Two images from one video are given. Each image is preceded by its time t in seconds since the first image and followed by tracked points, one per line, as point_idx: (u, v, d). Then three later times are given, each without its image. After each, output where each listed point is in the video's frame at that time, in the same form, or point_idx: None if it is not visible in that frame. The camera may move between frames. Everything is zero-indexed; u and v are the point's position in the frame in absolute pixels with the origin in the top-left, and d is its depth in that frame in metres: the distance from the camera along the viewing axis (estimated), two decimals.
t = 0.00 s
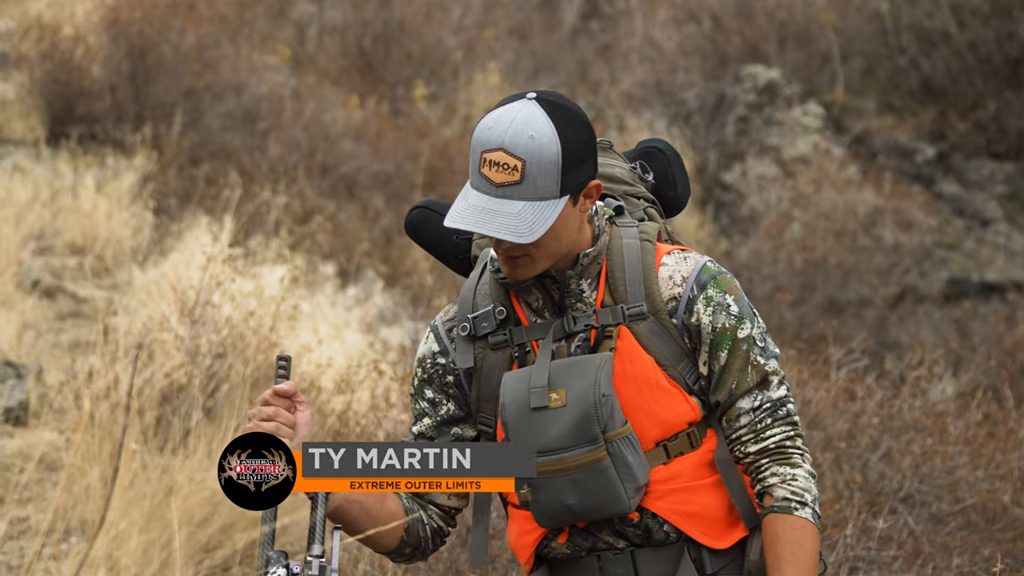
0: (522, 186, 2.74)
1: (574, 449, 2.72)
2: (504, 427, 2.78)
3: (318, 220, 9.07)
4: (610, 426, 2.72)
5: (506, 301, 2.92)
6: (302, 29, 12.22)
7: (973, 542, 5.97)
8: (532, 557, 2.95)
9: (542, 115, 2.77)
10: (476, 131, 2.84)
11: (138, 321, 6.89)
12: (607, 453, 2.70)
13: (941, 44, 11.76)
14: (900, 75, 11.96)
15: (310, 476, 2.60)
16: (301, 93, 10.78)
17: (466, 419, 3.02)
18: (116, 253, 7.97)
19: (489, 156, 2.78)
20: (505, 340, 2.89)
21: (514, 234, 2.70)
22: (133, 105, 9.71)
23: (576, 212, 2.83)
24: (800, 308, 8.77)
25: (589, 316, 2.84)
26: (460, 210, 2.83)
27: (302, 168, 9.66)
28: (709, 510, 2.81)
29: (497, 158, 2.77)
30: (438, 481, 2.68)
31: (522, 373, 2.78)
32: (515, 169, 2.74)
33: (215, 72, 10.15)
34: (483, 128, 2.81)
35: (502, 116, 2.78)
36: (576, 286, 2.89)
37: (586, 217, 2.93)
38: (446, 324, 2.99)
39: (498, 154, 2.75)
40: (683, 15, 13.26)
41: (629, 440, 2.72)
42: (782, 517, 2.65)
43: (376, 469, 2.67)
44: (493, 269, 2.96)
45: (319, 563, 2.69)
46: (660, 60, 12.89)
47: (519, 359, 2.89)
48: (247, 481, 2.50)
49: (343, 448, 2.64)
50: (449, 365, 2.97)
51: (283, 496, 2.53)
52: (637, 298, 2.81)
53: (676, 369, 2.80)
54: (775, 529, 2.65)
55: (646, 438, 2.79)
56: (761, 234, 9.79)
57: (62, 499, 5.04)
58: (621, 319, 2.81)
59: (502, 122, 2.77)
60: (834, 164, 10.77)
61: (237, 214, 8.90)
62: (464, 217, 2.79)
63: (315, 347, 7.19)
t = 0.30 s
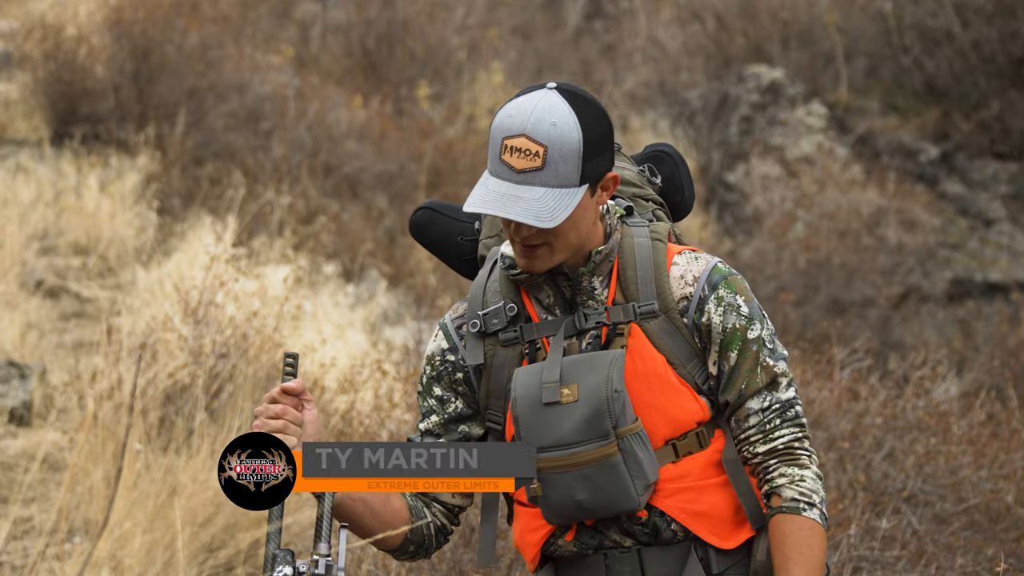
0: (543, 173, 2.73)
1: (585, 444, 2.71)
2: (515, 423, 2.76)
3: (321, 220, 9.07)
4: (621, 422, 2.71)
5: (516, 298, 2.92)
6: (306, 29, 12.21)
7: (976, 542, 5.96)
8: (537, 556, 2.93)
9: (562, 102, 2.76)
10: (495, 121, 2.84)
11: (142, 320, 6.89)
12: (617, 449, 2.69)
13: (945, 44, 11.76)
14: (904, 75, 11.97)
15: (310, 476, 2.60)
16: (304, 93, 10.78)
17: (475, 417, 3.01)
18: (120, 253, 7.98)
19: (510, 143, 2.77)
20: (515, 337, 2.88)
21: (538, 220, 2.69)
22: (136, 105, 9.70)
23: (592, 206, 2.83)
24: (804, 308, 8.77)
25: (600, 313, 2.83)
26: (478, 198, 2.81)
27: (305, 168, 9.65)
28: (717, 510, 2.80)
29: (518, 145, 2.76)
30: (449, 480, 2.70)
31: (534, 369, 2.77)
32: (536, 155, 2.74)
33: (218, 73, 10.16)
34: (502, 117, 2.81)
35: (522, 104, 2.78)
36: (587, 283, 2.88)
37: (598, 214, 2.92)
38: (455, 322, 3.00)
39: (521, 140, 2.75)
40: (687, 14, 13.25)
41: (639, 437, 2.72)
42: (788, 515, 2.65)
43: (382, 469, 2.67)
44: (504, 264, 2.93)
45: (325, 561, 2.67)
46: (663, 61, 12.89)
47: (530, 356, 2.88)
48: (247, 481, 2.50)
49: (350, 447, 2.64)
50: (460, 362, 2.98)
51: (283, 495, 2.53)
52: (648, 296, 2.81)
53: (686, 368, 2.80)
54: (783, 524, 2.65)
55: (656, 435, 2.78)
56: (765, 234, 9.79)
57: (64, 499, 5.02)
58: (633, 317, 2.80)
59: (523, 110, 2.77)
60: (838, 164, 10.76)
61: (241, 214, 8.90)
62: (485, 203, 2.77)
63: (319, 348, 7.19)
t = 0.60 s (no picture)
0: (586, 118, 2.76)
1: (592, 440, 2.70)
2: (522, 419, 2.76)
3: (325, 220, 9.07)
4: (628, 418, 2.70)
5: (522, 295, 2.93)
6: (309, 29, 12.21)
7: (980, 542, 5.95)
8: (541, 555, 2.92)
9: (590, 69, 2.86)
10: (521, 84, 2.85)
11: (145, 321, 6.89)
12: (624, 444, 2.68)
13: (949, 44, 11.76)
14: (907, 75, 11.97)
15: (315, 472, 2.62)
16: (307, 93, 10.78)
17: (480, 414, 2.98)
18: (123, 254, 7.99)
19: (546, 94, 2.79)
20: (521, 334, 2.87)
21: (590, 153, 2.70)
22: (139, 106, 9.72)
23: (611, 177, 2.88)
24: (807, 307, 8.77)
25: (606, 311, 2.83)
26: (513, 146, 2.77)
27: (308, 168, 9.66)
28: (721, 509, 2.78)
29: (556, 95, 2.78)
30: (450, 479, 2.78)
31: (540, 365, 2.76)
32: (578, 102, 2.77)
33: (221, 74, 10.20)
34: (531, 79, 2.84)
35: (553, 67, 2.84)
36: (594, 280, 2.92)
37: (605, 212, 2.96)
38: (461, 321, 3.00)
39: (561, 87, 2.78)
40: (690, 14, 13.25)
41: (645, 433, 2.70)
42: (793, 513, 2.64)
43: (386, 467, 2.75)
44: (510, 263, 2.97)
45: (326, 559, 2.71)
46: (667, 61, 12.92)
47: (535, 353, 2.86)
48: (247, 481, 2.52)
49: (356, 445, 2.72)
50: (465, 360, 2.96)
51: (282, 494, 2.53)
52: (655, 294, 2.82)
53: (692, 366, 2.80)
54: (788, 523, 2.64)
55: (662, 433, 2.78)
56: (768, 234, 9.80)
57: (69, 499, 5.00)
58: (639, 315, 2.81)
59: (557, 68, 2.82)
60: (841, 164, 10.77)
61: (244, 214, 8.90)
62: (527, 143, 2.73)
63: (323, 348, 7.19)
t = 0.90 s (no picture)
0: (601, 95, 2.84)
1: (602, 434, 2.69)
2: (531, 414, 2.75)
3: (328, 220, 9.07)
4: (638, 412, 2.69)
5: (527, 292, 2.93)
6: (313, 29, 12.22)
7: (984, 541, 5.93)
8: (546, 554, 2.88)
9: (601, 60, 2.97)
10: (534, 69, 2.93)
11: (149, 321, 6.90)
12: (634, 439, 2.68)
13: (952, 43, 11.75)
14: (911, 74, 11.95)
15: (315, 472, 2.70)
16: (311, 93, 10.77)
17: (484, 412, 2.98)
18: (126, 254, 8.00)
19: (561, 73, 2.87)
20: (527, 330, 2.87)
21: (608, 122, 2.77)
22: (142, 106, 9.73)
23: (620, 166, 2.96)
24: (811, 307, 8.77)
25: (613, 307, 2.84)
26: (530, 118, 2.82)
27: (312, 168, 9.66)
28: (728, 505, 2.78)
29: (572, 73, 2.86)
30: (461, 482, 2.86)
31: (549, 360, 2.75)
32: (593, 81, 2.85)
33: (224, 74, 10.18)
34: (545, 65, 2.93)
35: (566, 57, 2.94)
36: (601, 277, 2.91)
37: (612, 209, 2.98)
38: (464, 317, 2.98)
39: (576, 67, 2.86)
40: (694, 14, 13.24)
41: (655, 428, 2.69)
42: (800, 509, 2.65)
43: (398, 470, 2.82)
44: (515, 259, 2.97)
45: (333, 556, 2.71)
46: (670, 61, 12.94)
47: (542, 349, 2.86)
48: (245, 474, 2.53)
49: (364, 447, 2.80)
50: (469, 357, 2.95)
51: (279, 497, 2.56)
52: (661, 291, 2.83)
53: (699, 363, 2.80)
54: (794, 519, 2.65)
55: (670, 429, 2.76)
56: (772, 234, 9.80)
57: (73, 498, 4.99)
58: (646, 311, 2.82)
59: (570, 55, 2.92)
60: (845, 164, 10.78)
61: (248, 214, 8.91)
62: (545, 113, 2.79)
63: (326, 349, 7.19)
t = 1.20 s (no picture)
0: (604, 87, 2.85)
1: (609, 424, 2.67)
2: (536, 408, 2.72)
3: (332, 219, 9.07)
4: (645, 402, 2.68)
5: (528, 288, 2.92)
6: (317, 28, 12.22)
7: (988, 541, 5.91)
8: (552, 552, 2.87)
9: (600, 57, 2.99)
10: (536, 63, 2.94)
11: (153, 320, 6.90)
12: (642, 429, 2.66)
13: (956, 43, 11.74)
14: (915, 73, 11.92)
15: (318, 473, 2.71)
16: (314, 93, 10.77)
17: (484, 411, 2.97)
18: (130, 254, 8.01)
19: (564, 66, 2.88)
20: (529, 327, 2.86)
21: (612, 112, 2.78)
22: (146, 105, 9.73)
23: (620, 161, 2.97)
24: (815, 307, 8.78)
25: (616, 301, 2.83)
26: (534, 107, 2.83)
27: (315, 168, 9.66)
28: (734, 498, 2.78)
29: (575, 66, 2.87)
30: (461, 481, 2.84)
31: (554, 354, 2.74)
32: (596, 73, 2.86)
33: (228, 73, 10.18)
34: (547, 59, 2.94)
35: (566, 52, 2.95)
36: (603, 271, 2.90)
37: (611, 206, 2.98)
38: (463, 317, 2.98)
39: (579, 59, 2.88)
40: (698, 13, 13.24)
41: (662, 418, 2.68)
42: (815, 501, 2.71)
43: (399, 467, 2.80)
44: (515, 257, 2.96)
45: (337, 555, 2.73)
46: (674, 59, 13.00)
47: (544, 345, 2.85)
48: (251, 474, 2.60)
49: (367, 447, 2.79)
50: (470, 356, 2.94)
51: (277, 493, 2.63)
52: (663, 285, 2.83)
53: (702, 356, 2.81)
54: (808, 510, 2.71)
55: (675, 421, 2.76)
56: (776, 233, 9.81)
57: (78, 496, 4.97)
58: (648, 305, 2.82)
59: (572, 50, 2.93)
60: (849, 164, 10.81)
61: (251, 213, 8.91)
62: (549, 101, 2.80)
63: (330, 349, 7.18)
